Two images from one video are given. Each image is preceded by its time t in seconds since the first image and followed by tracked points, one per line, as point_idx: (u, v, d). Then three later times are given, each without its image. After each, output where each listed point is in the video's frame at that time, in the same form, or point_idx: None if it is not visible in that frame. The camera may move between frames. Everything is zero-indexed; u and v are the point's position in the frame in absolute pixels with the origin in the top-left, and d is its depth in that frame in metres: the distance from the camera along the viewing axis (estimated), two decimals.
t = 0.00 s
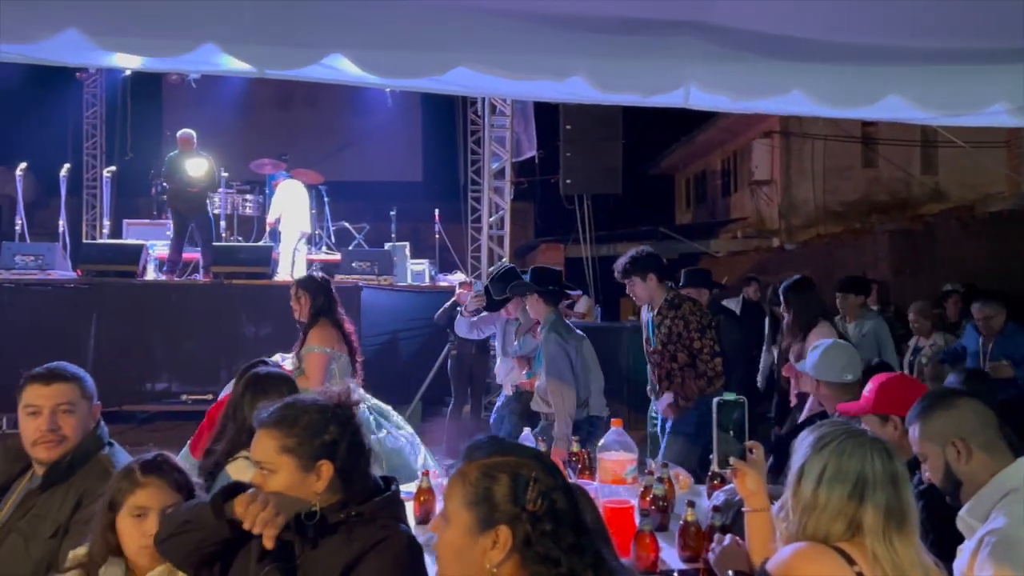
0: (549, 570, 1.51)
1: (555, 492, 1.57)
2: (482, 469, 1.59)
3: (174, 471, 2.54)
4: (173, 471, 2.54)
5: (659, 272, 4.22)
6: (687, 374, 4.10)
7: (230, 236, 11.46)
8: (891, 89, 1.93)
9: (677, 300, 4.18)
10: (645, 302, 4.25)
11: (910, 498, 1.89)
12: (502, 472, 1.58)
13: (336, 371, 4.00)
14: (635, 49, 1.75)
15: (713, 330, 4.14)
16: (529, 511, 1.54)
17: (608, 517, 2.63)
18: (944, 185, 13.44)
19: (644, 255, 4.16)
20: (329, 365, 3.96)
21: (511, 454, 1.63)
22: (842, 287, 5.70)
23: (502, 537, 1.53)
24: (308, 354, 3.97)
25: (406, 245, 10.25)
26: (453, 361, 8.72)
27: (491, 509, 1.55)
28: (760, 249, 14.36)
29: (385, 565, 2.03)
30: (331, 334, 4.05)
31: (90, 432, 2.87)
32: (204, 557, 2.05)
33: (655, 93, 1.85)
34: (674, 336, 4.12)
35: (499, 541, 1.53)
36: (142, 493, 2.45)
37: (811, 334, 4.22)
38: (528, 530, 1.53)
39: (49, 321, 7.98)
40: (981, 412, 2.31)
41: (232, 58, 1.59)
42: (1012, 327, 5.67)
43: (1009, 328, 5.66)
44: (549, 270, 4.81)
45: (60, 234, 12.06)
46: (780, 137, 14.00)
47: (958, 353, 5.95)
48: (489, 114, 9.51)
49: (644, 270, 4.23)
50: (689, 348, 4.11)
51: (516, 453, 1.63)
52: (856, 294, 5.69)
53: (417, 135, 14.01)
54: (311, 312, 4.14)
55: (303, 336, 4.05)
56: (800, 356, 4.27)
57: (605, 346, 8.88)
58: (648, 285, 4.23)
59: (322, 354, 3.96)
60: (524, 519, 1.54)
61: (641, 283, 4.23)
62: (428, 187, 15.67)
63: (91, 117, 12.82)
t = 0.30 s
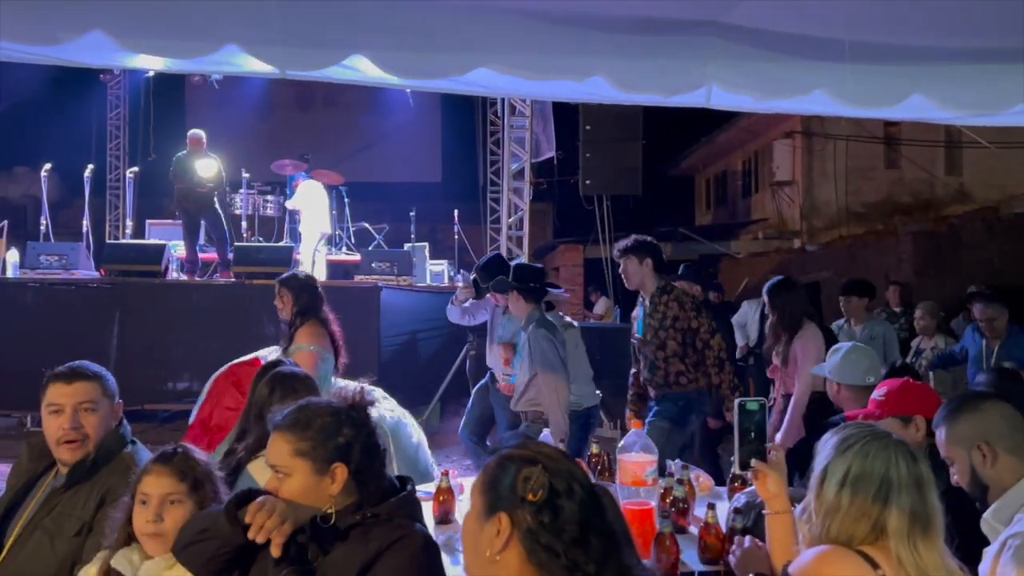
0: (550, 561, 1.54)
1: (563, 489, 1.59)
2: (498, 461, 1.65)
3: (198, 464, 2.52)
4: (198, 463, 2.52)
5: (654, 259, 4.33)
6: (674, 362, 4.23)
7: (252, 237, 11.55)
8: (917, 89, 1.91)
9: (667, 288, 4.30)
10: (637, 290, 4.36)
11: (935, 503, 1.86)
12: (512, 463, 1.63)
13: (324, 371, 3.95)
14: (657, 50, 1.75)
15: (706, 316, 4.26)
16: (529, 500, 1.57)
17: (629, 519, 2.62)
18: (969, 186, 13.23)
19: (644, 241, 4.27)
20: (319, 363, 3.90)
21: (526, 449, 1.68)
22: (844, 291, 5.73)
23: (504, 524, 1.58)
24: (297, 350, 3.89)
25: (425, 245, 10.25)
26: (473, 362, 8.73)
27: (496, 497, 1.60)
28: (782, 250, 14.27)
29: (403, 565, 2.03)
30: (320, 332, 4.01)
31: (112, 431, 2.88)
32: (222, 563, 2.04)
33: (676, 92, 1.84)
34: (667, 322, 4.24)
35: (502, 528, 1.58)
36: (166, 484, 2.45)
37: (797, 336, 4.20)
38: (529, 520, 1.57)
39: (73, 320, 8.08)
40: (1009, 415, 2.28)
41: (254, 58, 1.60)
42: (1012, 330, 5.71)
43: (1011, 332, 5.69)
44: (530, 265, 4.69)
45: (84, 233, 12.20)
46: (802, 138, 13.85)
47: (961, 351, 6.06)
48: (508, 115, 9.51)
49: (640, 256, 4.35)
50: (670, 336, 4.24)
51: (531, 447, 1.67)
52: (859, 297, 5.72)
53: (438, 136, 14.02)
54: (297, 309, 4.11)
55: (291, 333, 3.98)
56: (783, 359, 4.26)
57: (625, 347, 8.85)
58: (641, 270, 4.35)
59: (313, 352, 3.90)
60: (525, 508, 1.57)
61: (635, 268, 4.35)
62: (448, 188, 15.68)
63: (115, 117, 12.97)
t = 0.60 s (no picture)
0: (566, 562, 1.54)
1: (584, 491, 1.57)
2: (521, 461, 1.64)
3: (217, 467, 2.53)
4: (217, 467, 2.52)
5: (643, 259, 4.02)
6: (658, 365, 3.86)
7: (270, 238, 11.61)
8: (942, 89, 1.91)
9: (651, 290, 3.98)
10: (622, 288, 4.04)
11: (960, 511, 1.84)
12: (535, 465, 1.62)
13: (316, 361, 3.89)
14: (676, 50, 1.77)
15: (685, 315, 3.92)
16: (548, 500, 1.56)
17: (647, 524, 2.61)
18: (991, 187, 13.27)
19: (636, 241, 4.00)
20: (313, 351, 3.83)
21: (549, 452, 1.66)
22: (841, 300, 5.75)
23: (523, 524, 1.57)
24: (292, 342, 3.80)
25: (442, 247, 10.24)
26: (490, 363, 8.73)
27: (517, 498, 1.60)
28: (801, 252, 14.17)
29: (419, 565, 2.03)
30: (308, 321, 3.91)
31: (129, 433, 2.90)
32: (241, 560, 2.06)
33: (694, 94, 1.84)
34: (650, 321, 3.88)
35: (520, 527, 1.57)
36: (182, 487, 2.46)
37: (794, 342, 4.02)
38: (547, 520, 1.56)
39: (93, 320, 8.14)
40: None
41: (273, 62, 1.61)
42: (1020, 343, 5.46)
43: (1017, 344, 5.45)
44: (518, 259, 4.54)
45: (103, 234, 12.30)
46: (822, 138, 13.69)
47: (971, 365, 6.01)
48: (525, 116, 9.51)
49: (627, 254, 4.04)
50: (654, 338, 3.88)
51: (555, 450, 1.66)
52: (855, 308, 5.71)
53: (455, 137, 14.03)
54: (277, 301, 3.92)
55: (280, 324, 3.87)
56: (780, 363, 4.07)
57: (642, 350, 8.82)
58: (626, 269, 4.03)
59: (304, 342, 3.82)
60: (543, 508, 1.56)
61: (620, 266, 4.03)
62: (465, 189, 15.69)
63: (135, 119, 13.05)
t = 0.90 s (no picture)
0: (581, 567, 1.53)
1: (600, 497, 1.57)
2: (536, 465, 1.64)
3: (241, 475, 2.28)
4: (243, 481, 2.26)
5: (631, 278, 3.97)
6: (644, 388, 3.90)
7: (284, 240, 11.65)
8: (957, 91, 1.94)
9: (637, 311, 3.97)
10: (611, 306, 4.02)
11: (977, 518, 1.83)
12: (551, 471, 1.62)
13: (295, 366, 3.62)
14: (689, 52, 1.81)
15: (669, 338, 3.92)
16: (565, 505, 1.56)
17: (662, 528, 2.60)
18: (1009, 189, 12.93)
19: (624, 256, 3.93)
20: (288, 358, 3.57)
21: (565, 458, 1.66)
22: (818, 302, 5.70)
23: (539, 528, 1.57)
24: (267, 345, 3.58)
25: (455, 249, 10.25)
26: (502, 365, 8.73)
27: (532, 503, 1.60)
28: (816, 254, 14.08)
29: (431, 569, 2.03)
30: (287, 324, 3.66)
31: (139, 436, 2.91)
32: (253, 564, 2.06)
33: (706, 97, 1.88)
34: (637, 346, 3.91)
35: (537, 532, 1.57)
36: (202, 500, 2.20)
37: (778, 341, 3.96)
38: (563, 526, 1.55)
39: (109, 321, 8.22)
40: None
41: (289, 66, 1.66)
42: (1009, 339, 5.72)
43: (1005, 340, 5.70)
44: (505, 270, 4.43)
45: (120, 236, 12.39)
46: (836, 139, 13.80)
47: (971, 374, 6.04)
48: (538, 118, 9.52)
49: (616, 272, 3.98)
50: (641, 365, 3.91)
51: (571, 456, 1.66)
52: (833, 310, 5.65)
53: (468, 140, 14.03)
54: (261, 303, 3.73)
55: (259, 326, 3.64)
56: (765, 363, 3.98)
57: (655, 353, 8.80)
58: (614, 287, 3.98)
59: (280, 345, 3.57)
60: (560, 514, 1.56)
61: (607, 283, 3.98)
62: (478, 192, 15.69)
63: (151, 122, 13.12)
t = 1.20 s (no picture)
0: (592, 566, 1.54)
1: (613, 496, 1.58)
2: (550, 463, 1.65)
3: (219, 485, 2.38)
4: (220, 492, 2.36)
5: (610, 275, 4.12)
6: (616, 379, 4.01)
7: (294, 241, 11.70)
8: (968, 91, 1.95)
9: (613, 308, 4.08)
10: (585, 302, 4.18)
11: (988, 519, 1.83)
12: (565, 468, 1.62)
13: (266, 372, 3.78)
14: (698, 52, 1.82)
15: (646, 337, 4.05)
16: (578, 504, 1.57)
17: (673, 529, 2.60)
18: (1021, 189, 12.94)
19: (603, 252, 4.08)
20: (257, 365, 3.75)
21: (576, 456, 1.67)
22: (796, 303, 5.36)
23: (551, 527, 1.58)
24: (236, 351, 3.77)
25: (464, 250, 10.26)
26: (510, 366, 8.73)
27: (544, 501, 1.60)
28: (825, 255, 14.05)
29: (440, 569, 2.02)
30: (261, 333, 3.87)
31: (132, 435, 2.90)
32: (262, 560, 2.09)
33: (716, 97, 1.90)
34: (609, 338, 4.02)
35: (548, 530, 1.58)
36: (175, 509, 2.32)
37: (752, 339, 4.20)
38: (575, 524, 1.56)
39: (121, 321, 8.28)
40: None
41: (299, 67, 1.68)
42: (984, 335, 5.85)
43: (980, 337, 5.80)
44: (476, 271, 4.48)
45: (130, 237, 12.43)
46: (847, 140, 13.70)
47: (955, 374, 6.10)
48: (547, 119, 9.54)
49: (597, 267, 4.14)
50: (617, 362, 4.02)
51: (582, 453, 1.66)
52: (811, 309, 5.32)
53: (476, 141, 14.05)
54: (239, 309, 3.97)
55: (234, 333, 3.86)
56: (740, 360, 4.22)
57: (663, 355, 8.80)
58: (592, 281, 4.14)
59: (249, 355, 3.75)
60: (573, 512, 1.57)
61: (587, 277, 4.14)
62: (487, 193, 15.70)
63: (161, 123, 13.18)
